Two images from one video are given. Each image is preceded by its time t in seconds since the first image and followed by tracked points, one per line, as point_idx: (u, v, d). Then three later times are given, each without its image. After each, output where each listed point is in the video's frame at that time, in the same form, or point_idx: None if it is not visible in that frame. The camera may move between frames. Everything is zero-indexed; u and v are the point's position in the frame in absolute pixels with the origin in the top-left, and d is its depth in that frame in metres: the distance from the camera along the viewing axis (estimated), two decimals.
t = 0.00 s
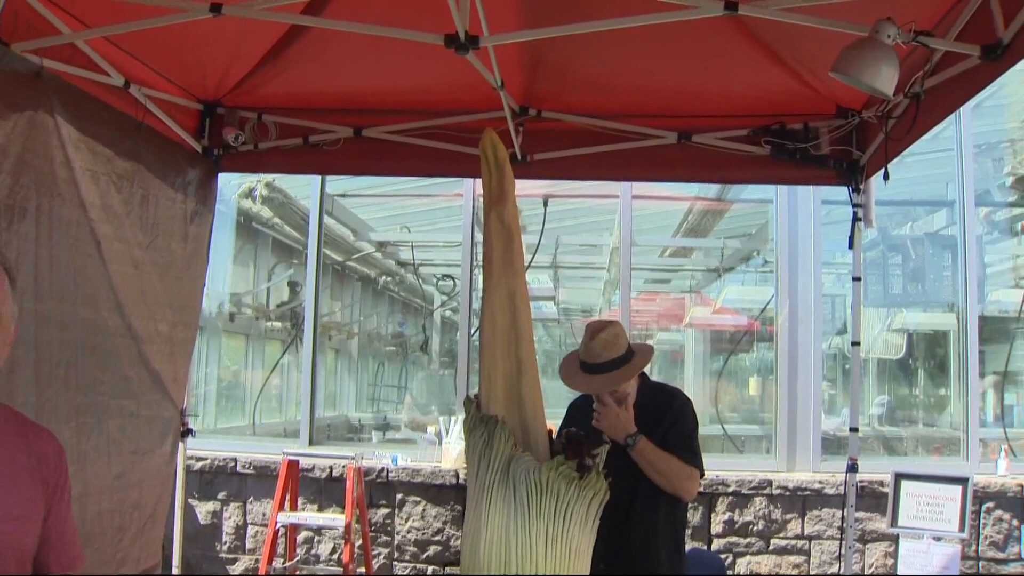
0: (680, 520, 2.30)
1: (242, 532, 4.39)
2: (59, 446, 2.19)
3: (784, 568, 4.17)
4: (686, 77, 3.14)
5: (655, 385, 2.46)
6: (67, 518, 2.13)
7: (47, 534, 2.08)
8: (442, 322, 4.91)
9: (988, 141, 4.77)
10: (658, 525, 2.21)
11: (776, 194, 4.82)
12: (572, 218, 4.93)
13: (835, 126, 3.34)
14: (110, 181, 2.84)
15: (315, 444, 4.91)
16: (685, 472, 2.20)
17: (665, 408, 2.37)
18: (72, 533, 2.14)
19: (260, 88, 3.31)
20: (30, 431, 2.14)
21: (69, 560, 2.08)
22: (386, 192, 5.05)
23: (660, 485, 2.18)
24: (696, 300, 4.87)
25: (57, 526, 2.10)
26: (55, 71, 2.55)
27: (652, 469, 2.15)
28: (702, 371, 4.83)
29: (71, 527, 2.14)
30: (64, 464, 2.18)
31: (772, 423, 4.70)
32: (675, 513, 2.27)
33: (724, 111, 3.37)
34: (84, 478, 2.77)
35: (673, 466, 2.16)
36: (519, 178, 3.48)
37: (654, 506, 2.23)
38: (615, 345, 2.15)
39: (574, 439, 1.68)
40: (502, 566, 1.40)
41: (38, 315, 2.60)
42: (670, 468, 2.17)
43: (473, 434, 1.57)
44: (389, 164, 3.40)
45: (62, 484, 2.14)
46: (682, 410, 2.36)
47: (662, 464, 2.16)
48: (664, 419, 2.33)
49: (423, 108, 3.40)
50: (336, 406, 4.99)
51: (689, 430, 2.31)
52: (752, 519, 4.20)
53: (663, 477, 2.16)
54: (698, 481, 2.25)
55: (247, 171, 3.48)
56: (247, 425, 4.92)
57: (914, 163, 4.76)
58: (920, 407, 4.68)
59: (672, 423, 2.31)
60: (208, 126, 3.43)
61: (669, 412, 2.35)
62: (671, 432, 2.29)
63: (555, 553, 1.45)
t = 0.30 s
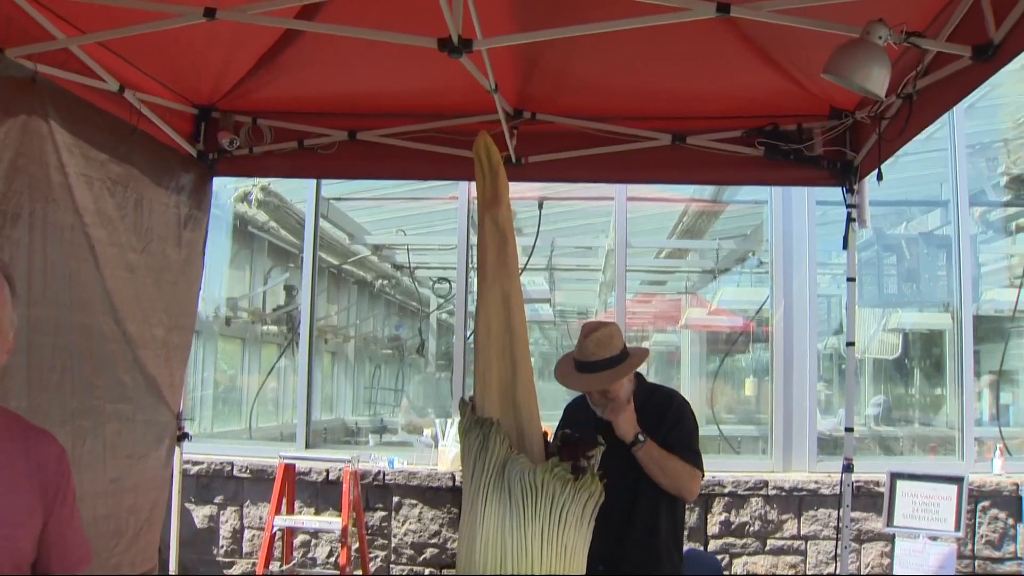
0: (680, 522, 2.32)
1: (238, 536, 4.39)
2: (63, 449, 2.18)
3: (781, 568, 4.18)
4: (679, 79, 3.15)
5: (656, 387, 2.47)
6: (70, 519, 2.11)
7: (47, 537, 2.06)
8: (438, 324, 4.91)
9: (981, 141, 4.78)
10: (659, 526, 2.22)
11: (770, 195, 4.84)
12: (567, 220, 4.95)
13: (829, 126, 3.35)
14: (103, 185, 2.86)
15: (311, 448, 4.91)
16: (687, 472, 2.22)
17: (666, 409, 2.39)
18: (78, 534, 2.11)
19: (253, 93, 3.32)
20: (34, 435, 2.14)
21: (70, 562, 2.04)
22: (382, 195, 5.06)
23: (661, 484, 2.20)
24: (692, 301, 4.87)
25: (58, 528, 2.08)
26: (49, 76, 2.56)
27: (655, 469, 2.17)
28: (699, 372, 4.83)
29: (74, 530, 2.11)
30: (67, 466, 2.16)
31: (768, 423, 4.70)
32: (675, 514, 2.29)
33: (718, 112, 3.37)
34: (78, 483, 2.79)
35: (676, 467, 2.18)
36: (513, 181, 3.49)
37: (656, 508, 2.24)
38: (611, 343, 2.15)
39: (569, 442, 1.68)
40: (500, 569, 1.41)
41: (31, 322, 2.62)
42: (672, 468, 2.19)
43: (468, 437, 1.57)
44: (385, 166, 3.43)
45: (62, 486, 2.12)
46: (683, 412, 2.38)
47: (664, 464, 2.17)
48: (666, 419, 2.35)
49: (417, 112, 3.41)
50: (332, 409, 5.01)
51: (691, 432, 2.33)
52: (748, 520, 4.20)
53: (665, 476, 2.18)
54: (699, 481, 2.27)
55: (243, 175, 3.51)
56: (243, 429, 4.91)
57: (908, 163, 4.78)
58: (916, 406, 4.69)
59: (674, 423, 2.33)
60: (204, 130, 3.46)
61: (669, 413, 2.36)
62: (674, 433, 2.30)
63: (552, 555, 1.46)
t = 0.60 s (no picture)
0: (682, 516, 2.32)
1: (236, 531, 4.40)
2: (58, 442, 2.18)
3: (778, 561, 4.19)
4: (674, 74, 3.16)
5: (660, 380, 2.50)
6: (68, 513, 2.13)
7: (45, 531, 2.09)
8: (435, 319, 4.92)
9: (976, 134, 4.78)
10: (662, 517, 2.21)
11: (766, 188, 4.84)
12: (564, 215, 4.94)
13: (824, 120, 3.34)
14: (97, 181, 2.87)
15: (308, 442, 4.92)
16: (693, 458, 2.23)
17: (671, 401, 2.41)
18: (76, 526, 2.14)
19: (248, 89, 3.34)
20: (29, 428, 2.13)
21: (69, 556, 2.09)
22: (378, 190, 5.06)
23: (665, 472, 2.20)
24: (688, 294, 4.87)
25: (56, 522, 2.10)
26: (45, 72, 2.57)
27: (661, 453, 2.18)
28: (696, 365, 4.84)
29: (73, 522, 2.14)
30: (63, 459, 2.17)
31: (764, 416, 4.72)
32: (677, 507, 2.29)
33: (714, 106, 3.38)
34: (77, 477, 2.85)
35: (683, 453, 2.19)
36: (508, 176, 3.50)
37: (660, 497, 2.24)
38: (615, 326, 2.27)
39: (564, 436, 1.73)
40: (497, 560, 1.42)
41: (27, 317, 2.67)
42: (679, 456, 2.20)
43: (464, 431, 1.59)
44: (379, 163, 3.43)
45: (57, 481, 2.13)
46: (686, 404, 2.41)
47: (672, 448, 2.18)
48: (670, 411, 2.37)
49: (412, 107, 3.43)
50: (329, 404, 5.01)
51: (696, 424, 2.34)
52: (744, 513, 4.21)
53: (672, 460, 2.18)
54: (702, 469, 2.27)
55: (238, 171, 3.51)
56: (241, 424, 4.93)
57: (903, 156, 4.78)
58: (912, 399, 4.69)
59: (678, 414, 2.35)
60: (199, 127, 3.46)
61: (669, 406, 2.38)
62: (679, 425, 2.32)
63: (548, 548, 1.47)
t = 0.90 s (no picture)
0: (690, 496, 2.43)
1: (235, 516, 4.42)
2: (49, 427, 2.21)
3: (775, 543, 4.21)
4: (671, 57, 3.15)
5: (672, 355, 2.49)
6: (61, 498, 2.17)
7: (40, 515, 2.13)
8: (433, 304, 4.93)
9: (974, 118, 4.78)
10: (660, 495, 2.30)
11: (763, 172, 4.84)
12: (561, 199, 4.93)
13: (820, 103, 3.34)
14: (93, 168, 2.94)
15: (307, 427, 4.94)
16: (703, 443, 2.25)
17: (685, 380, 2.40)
18: (70, 512, 2.18)
19: (244, 74, 3.32)
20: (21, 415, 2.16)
21: (63, 543, 2.14)
22: (375, 175, 5.05)
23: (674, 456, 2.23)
24: (686, 279, 4.87)
25: (49, 507, 2.15)
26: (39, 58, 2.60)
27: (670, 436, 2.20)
28: (693, 349, 4.84)
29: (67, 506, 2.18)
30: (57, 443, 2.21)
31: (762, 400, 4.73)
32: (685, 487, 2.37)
33: (712, 90, 3.36)
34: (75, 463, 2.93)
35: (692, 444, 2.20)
36: (506, 160, 3.51)
37: (666, 478, 2.30)
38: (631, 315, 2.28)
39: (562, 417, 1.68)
40: (492, 544, 1.46)
41: (27, 303, 2.78)
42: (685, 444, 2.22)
43: (461, 412, 1.58)
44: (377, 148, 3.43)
45: (51, 465, 2.17)
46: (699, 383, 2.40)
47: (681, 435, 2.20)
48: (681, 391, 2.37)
49: (409, 92, 3.42)
50: (328, 389, 5.02)
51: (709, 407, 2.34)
52: (741, 495, 4.23)
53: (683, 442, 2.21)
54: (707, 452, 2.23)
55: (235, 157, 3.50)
56: (238, 410, 4.94)
57: (901, 140, 4.78)
58: (909, 382, 4.70)
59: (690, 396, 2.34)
60: (195, 113, 3.46)
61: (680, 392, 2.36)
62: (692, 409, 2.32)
63: (544, 530, 1.50)
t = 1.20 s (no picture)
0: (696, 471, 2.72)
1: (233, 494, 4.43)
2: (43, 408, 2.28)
3: (770, 520, 4.22)
4: (664, 34, 3.14)
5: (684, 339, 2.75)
6: (54, 477, 2.24)
7: (32, 492, 2.20)
8: (429, 283, 4.93)
9: (970, 96, 4.77)
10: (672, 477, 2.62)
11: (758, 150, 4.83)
12: (557, 178, 4.94)
13: (816, 80, 3.33)
14: (89, 147, 2.96)
15: (303, 406, 4.95)
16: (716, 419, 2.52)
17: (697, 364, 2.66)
18: (63, 491, 2.25)
19: (239, 53, 3.33)
20: (14, 395, 2.23)
21: (55, 521, 2.19)
22: (371, 154, 5.04)
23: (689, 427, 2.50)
24: (683, 258, 4.86)
25: (42, 483, 2.22)
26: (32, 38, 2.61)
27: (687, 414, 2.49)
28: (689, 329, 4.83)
29: (59, 485, 2.25)
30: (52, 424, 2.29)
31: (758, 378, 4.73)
32: (692, 466, 2.69)
33: (710, 66, 3.35)
34: (75, 442, 3.01)
35: (708, 426, 2.48)
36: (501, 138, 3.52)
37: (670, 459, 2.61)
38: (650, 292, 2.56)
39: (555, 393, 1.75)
40: (486, 517, 1.55)
41: (21, 281, 2.83)
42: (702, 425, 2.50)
43: (456, 389, 1.64)
44: (370, 126, 3.43)
45: (44, 445, 2.24)
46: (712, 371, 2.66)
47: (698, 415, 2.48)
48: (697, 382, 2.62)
49: (405, 70, 3.41)
50: (325, 368, 5.03)
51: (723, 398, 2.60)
52: (737, 472, 4.24)
53: (700, 415, 2.48)
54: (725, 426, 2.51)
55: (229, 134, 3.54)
56: (235, 389, 4.95)
57: (897, 118, 4.77)
58: (905, 360, 4.71)
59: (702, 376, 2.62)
60: (190, 92, 3.48)
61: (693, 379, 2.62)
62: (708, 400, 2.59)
63: (537, 503, 1.58)
